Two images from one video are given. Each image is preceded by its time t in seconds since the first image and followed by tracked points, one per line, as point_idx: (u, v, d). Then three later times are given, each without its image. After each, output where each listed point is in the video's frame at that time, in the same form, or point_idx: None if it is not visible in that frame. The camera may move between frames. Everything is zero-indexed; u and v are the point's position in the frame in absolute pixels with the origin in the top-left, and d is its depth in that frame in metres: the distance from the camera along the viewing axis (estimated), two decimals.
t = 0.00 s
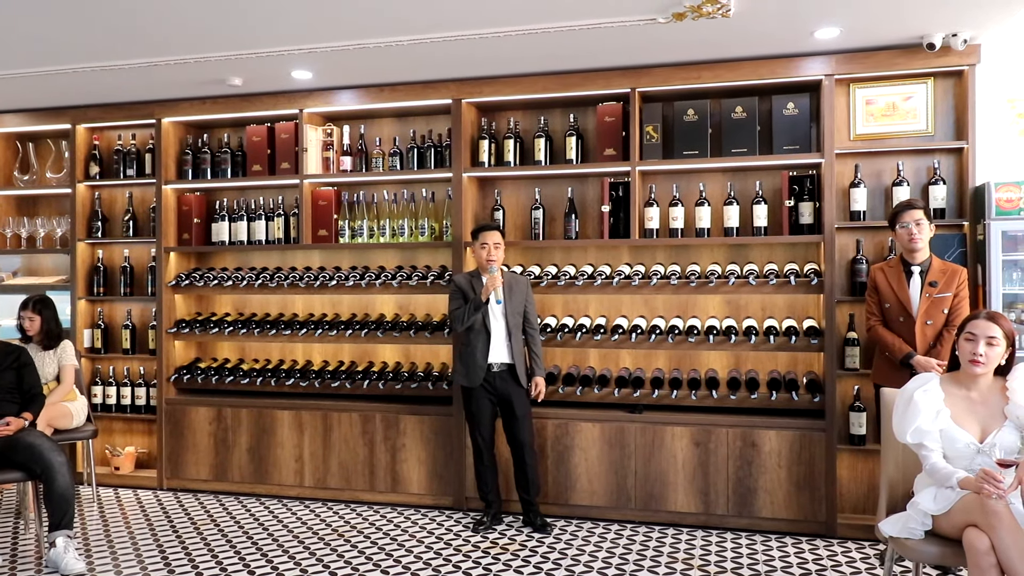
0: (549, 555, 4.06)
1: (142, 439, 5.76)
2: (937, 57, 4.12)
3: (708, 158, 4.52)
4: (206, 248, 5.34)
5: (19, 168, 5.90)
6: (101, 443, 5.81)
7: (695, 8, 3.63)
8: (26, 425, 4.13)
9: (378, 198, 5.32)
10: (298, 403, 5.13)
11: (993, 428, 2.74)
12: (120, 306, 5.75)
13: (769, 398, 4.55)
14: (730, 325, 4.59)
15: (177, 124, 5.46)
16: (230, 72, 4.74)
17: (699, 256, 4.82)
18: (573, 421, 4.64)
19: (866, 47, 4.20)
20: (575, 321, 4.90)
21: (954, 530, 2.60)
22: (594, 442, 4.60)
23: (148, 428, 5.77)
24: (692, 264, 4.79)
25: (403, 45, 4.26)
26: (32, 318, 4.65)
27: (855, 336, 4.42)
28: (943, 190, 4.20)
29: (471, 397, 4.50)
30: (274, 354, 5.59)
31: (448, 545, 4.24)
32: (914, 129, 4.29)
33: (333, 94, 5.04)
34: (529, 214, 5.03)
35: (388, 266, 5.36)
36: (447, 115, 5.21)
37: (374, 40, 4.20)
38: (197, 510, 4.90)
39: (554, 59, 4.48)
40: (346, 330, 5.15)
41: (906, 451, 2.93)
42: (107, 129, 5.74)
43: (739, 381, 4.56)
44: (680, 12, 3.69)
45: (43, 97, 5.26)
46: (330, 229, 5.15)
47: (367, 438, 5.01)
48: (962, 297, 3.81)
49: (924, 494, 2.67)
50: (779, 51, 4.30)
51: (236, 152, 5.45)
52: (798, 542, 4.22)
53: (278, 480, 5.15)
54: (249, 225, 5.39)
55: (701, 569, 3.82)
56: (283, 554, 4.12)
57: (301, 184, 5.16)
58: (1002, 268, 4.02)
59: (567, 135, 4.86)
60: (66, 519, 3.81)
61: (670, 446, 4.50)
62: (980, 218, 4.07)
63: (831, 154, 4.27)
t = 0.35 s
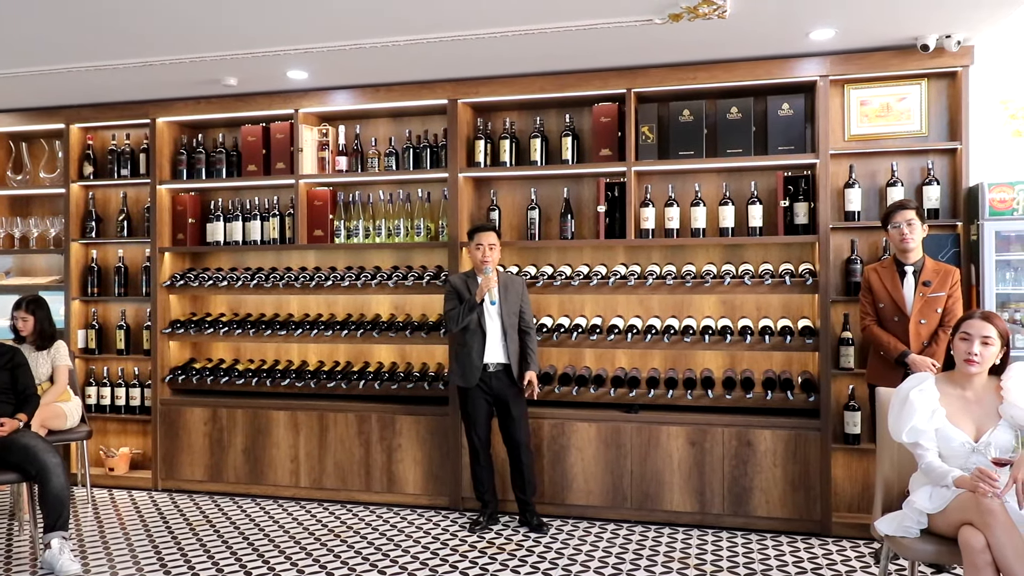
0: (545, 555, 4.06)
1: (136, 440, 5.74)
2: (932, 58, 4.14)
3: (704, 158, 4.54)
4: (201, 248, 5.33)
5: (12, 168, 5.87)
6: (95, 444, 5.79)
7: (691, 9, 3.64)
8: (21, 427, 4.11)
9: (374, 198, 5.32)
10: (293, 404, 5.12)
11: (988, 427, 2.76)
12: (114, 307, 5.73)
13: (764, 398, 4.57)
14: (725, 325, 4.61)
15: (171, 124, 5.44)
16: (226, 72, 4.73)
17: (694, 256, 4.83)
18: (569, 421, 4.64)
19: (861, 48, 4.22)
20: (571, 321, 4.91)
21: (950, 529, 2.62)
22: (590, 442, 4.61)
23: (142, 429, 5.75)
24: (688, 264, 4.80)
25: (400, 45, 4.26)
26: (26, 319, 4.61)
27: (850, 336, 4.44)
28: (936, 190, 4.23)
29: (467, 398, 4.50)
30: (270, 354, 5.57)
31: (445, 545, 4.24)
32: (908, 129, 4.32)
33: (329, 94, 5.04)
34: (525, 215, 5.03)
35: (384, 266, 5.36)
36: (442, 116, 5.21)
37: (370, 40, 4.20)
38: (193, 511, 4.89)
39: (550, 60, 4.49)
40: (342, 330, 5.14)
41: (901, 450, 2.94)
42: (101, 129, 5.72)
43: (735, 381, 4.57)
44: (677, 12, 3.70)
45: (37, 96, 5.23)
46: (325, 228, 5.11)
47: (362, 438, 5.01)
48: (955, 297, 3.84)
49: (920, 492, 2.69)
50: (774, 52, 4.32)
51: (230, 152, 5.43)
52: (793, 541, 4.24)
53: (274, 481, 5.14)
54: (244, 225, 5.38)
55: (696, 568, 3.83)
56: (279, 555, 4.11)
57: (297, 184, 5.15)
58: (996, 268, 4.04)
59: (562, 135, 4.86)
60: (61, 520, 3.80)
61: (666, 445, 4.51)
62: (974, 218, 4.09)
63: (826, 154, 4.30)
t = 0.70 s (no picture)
0: (542, 554, 4.06)
1: (131, 440, 5.72)
2: (927, 58, 4.16)
3: (700, 158, 4.55)
4: (196, 248, 5.31)
5: (5, 168, 5.84)
6: (90, 445, 5.76)
7: (687, 9, 3.64)
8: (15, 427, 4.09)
9: (370, 197, 5.31)
10: (289, 404, 5.11)
11: (983, 426, 2.77)
12: (109, 307, 5.71)
13: (760, 397, 4.58)
14: (721, 324, 4.62)
15: (166, 123, 5.43)
16: (220, 71, 4.72)
17: (690, 256, 4.84)
18: (565, 420, 4.65)
19: (856, 48, 4.23)
20: (567, 321, 4.91)
21: (945, 528, 2.62)
22: (586, 442, 4.62)
23: (136, 430, 5.73)
24: (683, 264, 4.81)
25: (396, 45, 4.26)
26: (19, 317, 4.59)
27: (845, 336, 4.45)
28: (931, 190, 4.24)
29: (462, 398, 4.50)
30: (265, 354, 5.56)
31: (441, 545, 4.24)
32: (902, 129, 4.33)
33: (324, 94, 5.03)
34: (521, 214, 5.04)
35: (380, 266, 5.35)
36: (438, 115, 5.21)
37: (366, 39, 4.19)
38: (188, 512, 4.87)
39: (546, 60, 4.49)
40: (338, 330, 5.13)
41: (897, 449, 2.95)
42: (94, 128, 5.70)
43: (730, 380, 4.58)
44: (673, 12, 3.71)
45: (31, 95, 5.21)
46: (321, 229, 5.13)
47: (358, 438, 5.00)
48: (949, 297, 3.85)
49: (916, 491, 2.70)
50: (770, 52, 4.33)
51: (225, 151, 5.41)
52: (788, 539, 4.25)
53: (269, 481, 5.13)
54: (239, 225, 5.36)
55: (693, 567, 3.84)
56: (275, 555, 4.10)
57: (292, 184, 5.14)
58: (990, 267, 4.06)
59: (558, 135, 4.86)
60: (56, 522, 3.79)
61: (662, 445, 4.52)
62: (968, 218, 4.11)
63: (822, 154, 4.31)
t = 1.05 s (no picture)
0: (538, 554, 4.06)
1: (126, 441, 5.70)
2: (921, 59, 4.17)
3: (695, 158, 4.55)
4: (190, 248, 5.29)
5: None
6: (83, 445, 5.74)
7: (683, 10, 3.65)
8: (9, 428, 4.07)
9: (365, 197, 5.30)
10: (284, 404, 5.10)
11: (978, 426, 2.79)
12: (102, 307, 5.68)
13: (755, 396, 4.59)
14: (717, 324, 4.62)
15: (160, 123, 5.41)
16: (215, 71, 4.71)
17: (685, 256, 4.85)
18: (561, 420, 4.65)
19: (850, 49, 4.25)
20: (562, 321, 4.91)
21: (941, 526, 2.64)
22: (582, 442, 4.62)
23: (131, 430, 5.71)
24: (679, 264, 4.81)
25: (391, 45, 4.25)
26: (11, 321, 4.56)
27: (840, 336, 4.47)
28: (926, 190, 4.25)
29: (458, 398, 4.49)
30: (260, 354, 5.55)
31: (437, 545, 4.24)
32: (897, 130, 4.35)
33: (319, 93, 5.02)
34: (516, 214, 5.04)
35: (375, 266, 5.35)
36: (433, 115, 5.20)
37: (362, 39, 4.19)
38: (183, 512, 4.86)
39: (542, 60, 4.49)
40: (333, 330, 5.13)
41: (892, 449, 2.97)
42: (88, 128, 5.68)
43: (726, 380, 4.58)
44: (669, 13, 3.71)
45: (24, 95, 5.18)
46: (317, 228, 5.13)
47: (354, 438, 4.99)
48: (944, 297, 3.87)
49: (912, 491, 2.69)
50: (765, 52, 4.34)
51: (220, 151, 5.40)
52: (783, 539, 4.26)
53: (265, 482, 5.12)
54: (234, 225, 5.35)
55: (689, 567, 3.84)
56: (271, 556, 4.09)
57: (287, 184, 5.13)
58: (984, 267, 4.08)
59: (554, 135, 4.87)
60: (50, 522, 3.77)
61: (658, 444, 4.53)
62: (962, 218, 4.12)
63: (817, 154, 4.32)
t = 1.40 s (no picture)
0: (533, 555, 4.07)
1: (119, 443, 5.69)
2: (914, 62, 4.20)
3: (690, 160, 4.57)
4: (184, 249, 5.28)
5: None
6: (77, 447, 5.72)
7: (678, 12, 3.67)
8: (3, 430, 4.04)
9: (360, 199, 5.31)
10: (278, 406, 5.10)
11: (971, 426, 2.80)
12: (96, 308, 5.67)
13: (750, 397, 4.61)
14: (711, 325, 4.63)
15: (154, 124, 5.39)
16: (210, 71, 4.70)
17: (680, 257, 4.87)
18: (556, 422, 4.66)
19: (844, 51, 4.27)
20: (557, 322, 4.92)
21: (934, 527, 2.65)
22: (577, 443, 4.63)
23: (125, 431, 5.70)
24: (673, 265, 4.83)
25: (387, 46, 4.26)
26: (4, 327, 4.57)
27: (833, 337, 4.49)
28: (918, 192, 4.28)
29: (454, 400, 4.50)
30: (254, 356, 5.54)
31: (432, 546, 4.24)
32: (890, 132, 4.37)
33: (314, 94, 5.01)
34: (512, 216, 5.05)
35: (370, 267, 5.34)
36: (428, 116, 5.20)
37: (357, 41, 4.19)
38: (177, 514, 4.85)
39: (537, 62, 4.50)
40: (328, 332, 5.12)
41: (886, 450, 2.97)
42: (82, 128, 5.66)
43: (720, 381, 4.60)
44: (664, 15, 3.73)
45: (17, 95, 5.17)
46: (312, 230, 5.12)
47: (349, 440, 4.99)
48: (937, 299, 3.89)
49: (906, 492, 2.71)
50: (759, 55, 4.36)
51: (214, 152, 5.38)
52: (777, 539, 4.28)
53: (259, 483, 5.11)
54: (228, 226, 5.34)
55: (684, 567, 3.86)
56: (266, 558, 4.09)
57: (282, 185, 5.12)
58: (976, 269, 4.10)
59: (549, 137, 4.87)
60: (44, 525, 3.76)
61: (653, 445, 4.54)
62: (955, 220, 4.15)
63: (810, 156, 4.34)
